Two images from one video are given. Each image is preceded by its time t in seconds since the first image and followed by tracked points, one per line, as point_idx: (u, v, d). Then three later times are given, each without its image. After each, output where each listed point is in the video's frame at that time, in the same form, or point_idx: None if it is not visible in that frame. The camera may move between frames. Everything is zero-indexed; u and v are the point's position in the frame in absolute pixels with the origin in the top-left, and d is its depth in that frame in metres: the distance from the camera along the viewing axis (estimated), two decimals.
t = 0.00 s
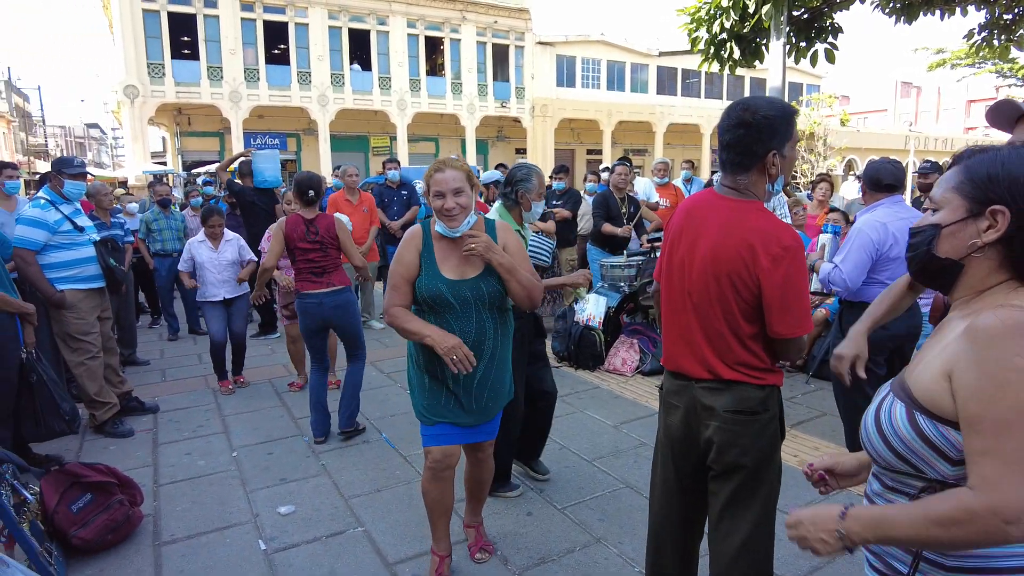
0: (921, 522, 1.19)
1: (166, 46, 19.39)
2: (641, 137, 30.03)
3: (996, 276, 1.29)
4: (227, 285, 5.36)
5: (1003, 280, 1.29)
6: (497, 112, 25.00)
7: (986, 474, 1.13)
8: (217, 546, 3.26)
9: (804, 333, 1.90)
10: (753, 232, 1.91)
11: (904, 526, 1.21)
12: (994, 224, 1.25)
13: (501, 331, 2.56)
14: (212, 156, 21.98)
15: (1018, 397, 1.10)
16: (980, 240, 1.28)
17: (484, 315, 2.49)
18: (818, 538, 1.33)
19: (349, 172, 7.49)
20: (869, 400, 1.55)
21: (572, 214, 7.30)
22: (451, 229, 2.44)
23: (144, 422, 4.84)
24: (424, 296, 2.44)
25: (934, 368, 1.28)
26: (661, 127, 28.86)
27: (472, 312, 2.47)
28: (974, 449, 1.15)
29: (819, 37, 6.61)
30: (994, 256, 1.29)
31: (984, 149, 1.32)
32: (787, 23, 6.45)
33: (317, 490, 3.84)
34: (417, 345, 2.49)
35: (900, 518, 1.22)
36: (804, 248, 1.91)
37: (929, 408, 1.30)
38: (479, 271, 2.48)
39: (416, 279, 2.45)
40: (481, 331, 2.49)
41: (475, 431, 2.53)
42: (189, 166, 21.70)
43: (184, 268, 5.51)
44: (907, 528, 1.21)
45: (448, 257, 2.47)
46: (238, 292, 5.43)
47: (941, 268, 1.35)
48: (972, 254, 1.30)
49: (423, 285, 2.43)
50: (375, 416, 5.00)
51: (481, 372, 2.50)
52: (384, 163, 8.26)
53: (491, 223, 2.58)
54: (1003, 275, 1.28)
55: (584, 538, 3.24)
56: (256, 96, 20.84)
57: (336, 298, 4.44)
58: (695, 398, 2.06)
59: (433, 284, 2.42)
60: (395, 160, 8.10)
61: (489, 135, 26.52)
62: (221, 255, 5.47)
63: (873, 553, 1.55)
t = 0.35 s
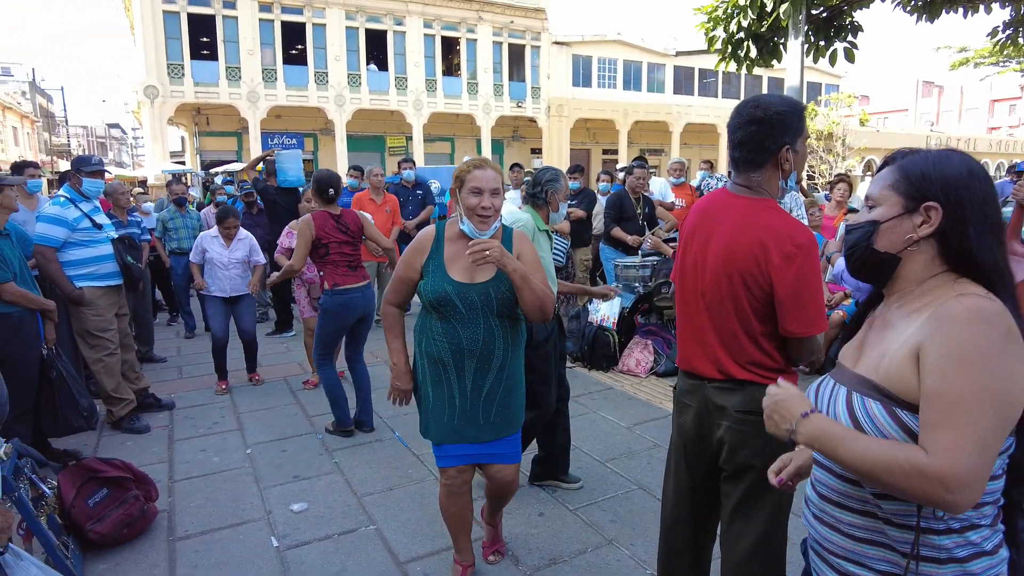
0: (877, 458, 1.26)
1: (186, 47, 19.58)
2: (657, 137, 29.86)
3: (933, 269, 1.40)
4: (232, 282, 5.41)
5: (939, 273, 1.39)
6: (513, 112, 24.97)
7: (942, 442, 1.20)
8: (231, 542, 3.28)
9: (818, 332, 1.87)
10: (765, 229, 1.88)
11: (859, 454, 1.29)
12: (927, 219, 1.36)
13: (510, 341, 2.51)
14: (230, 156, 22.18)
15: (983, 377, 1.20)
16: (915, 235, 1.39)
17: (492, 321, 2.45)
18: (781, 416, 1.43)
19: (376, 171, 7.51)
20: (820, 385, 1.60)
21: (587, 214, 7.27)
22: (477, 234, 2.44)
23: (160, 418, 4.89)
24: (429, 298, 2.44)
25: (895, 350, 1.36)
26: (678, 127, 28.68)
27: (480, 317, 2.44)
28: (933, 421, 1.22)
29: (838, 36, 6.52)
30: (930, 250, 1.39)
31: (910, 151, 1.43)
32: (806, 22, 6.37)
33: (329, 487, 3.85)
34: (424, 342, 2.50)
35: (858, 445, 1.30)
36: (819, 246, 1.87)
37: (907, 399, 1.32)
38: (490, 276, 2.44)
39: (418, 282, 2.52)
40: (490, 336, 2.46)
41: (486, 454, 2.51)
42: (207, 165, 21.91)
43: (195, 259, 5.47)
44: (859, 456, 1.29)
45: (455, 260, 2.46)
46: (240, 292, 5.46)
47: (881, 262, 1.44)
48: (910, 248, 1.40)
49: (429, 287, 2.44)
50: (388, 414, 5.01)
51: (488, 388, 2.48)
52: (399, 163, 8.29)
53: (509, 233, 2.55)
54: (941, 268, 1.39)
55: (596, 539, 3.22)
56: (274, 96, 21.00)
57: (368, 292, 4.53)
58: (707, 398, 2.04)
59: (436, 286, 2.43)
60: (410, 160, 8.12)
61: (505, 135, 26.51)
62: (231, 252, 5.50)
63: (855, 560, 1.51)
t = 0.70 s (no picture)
0: (957, 528, 1.13)
1: (195, 47, 19.69)
2: (665, 137, 29.78)
3: (924, 264, 1.37)
4: (232, 283, 5.41)
5: (931, 269, 1.36)
6: (521, 113, 24.96)
7: (1004, 467, 1.11)
8: (232, 540, 3.28)
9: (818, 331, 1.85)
10: (763, 228, 1.86)
11: (937, 533, 1.16)
12: (918, 216, 1.34)
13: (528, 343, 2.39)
14: (239, 156, 22.30)
15: (989, 383, 1.14)
16: (906, 231, 1.36)
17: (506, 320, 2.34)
18: (845, 555, 1.28)
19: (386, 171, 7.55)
20: (809, 386, 1.57)
21: (593, 214, 7.26)
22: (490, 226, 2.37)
23: (165, 416, 4.91)
24: (439, 298, 2.36)
25: (884, 366, 1.32)
26: (686, 127, 28.59)
27: (492, 317, 2.32)
28: (979, 445, 1.15)
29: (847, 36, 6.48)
30: (922, 245, 1.36)
31: (898, 145, 1.41)
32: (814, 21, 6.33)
33: (332, 486, 3.85)
34: (438, 347, 2.42)
35: (933, 527, 1.16)
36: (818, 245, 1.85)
37: (891, 404, 1.30)
38: (502, 270, 2.35)
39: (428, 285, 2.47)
40: (505, 339, 2.34)
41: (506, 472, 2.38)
42: (216, 165, 22.04)
43: (200, 263, 5.46)
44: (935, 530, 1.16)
45: (464, 258, 2.38)
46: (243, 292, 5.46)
47: (872, 259, 1.42)
48: (899, 245, 1.37)
49: (439, 285, 2.36)
50: (392, 413, 5.01)
51: (504, 394, 2.36)
52: (405, 162, 8.30)
53: (521, 229, 2.43)
54: (931, 265, 1.36)
55: (597, 539, 3.21)
56: (282, 96, 21.09)
57: (366, 289, 4.50)
58: (705, 398, 2.03)
59: (445, 284, 2.35)
60: (416, 160, 8.13)
61: (513, 135, 26.51)
62: (234, 252, 5.55)
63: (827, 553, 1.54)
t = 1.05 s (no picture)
0: (900, 516, 1.22)
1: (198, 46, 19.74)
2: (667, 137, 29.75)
3: (961, 276, 1.33)
4: (244, 288, 5.48)
5: (968, 280, 1.33)
6: (523, 112, 24.96)
7: (975, 482, 1.13)
8: (230, 539, 3.29)
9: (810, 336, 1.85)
10: (756, 231, 1.86)
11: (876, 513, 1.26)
12: (956, 224, 1.30)
13: (527, 350, 2.32)
14: (241, 155, 22.33)
15: (1004, 404, 1.11)
16: (944, 241, 1.32)
17: (505, 323, 2.29)
18: (799, 492, 1.41)
19: (386, 170, 7.57)
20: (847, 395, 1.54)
21: (593, 214, 7.26)
22: (480, 221, 2.38)
23: (165, 415, 4.93)
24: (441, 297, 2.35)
25: (908, 369, 1.29)
26: (688, 127, 28.56)
27: (491, 316, 2.29)
28: (956, 457, 1.16)
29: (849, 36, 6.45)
30: (959, 255, 1.33)
31: (932, 151, 1.38)
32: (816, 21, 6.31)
33: (330, 486, 3.86)
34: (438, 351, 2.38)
35: (879, 505, 1.26)
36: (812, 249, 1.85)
37: (907, 415, 1.29)
38: (505, 264, 2.32)
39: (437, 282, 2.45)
40: (505, 340, 2.29)
41: (498, 481, 2.32)
42: (218, 164, 22.08)
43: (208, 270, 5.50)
44: (880, 510, 1.25)
45: (468, 259, 2.38)
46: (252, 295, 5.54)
47: (906, 271, 1.37)
48: (938, 255, 1.33)
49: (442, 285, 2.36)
50: (391, 413, 5.02)
51: (500, 402, 2.30)
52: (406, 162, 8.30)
53: (532, 220, 2.40)
54: (968, 276, 1.33)
55: (594, 539, 3.22)
56: (285, 95, 21.12)
57: (363, 293, 4.52)
58: (698, 399, 2.03)
59: (448, 281, 2.35)
60: (417, 159, 8.13)
61: (515, 135, 26.51)
62: (240, 256, 5.52)
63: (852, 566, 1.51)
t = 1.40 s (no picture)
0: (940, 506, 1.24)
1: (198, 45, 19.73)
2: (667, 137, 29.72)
3: (964, 270, 1.37)
4: (237, 287, 5.46)
5: (970, 275, 1.36)
6: (523, 112, 24.95)
7: (1012, 469, 1.17)
8: (229, 537, 3.29)
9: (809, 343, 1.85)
10: (756, 237, 1.86)
11: (915, 496, 1.27)
12: (960, 220, 1.33)
13: (517, 359, 2.28)
14: (241, 154, 22.31)
15: None
16: (947, 236, 1.36)
17: (496, 322, 2.23)
18: (826, 480, 1.39)
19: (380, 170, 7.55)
20: (839, 387, 1.60)
21: (593, 214, 7.26)
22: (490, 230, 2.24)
23: (164, 414, 4.92)
24: (425, 294, 2.21)
25: (930, 366, 1.32)
26: (689, 127, 28.53)
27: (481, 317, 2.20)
28: (995, 447, 1.19)
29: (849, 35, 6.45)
30: (962, 251, 1.36)
31: (937, 148, 1.41)
32: (816, 22, 6.31)
33: (329, 484, 3.86)
34: (417, 354, 2.25)
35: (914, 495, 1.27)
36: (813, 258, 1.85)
37: (940, 410, 1.30)
38: (497, 270, 2.25)
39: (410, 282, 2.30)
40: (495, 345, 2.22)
41: (480, 493, 2.25)
42: (218, 164, 22.06)
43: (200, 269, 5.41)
44: (917, 505, 1.27)
45: (456, 254, 2.26)
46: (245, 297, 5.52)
47: (909, 265, 1.40)
48: (940, 249, 1.37)
49: (425, 282, 2.21)
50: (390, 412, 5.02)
51: (490, 403, 2.24)
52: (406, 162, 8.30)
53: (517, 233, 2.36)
54: (971, 271, 1.36)
55: (593, 539, 3.22)
56: (285, 95, 21.11)
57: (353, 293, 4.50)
58: (696, 398, 2.03)
59: (432, 278, 2.20)
60: (416, 159, 8.13)
61: (515, 135, 26.49)
62: (236, 256, 5.53)
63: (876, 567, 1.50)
